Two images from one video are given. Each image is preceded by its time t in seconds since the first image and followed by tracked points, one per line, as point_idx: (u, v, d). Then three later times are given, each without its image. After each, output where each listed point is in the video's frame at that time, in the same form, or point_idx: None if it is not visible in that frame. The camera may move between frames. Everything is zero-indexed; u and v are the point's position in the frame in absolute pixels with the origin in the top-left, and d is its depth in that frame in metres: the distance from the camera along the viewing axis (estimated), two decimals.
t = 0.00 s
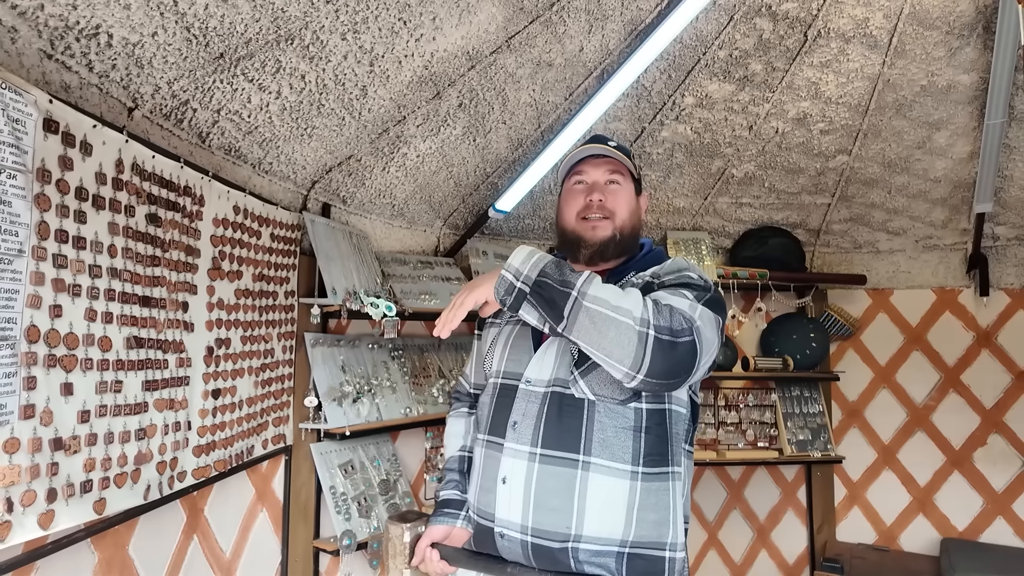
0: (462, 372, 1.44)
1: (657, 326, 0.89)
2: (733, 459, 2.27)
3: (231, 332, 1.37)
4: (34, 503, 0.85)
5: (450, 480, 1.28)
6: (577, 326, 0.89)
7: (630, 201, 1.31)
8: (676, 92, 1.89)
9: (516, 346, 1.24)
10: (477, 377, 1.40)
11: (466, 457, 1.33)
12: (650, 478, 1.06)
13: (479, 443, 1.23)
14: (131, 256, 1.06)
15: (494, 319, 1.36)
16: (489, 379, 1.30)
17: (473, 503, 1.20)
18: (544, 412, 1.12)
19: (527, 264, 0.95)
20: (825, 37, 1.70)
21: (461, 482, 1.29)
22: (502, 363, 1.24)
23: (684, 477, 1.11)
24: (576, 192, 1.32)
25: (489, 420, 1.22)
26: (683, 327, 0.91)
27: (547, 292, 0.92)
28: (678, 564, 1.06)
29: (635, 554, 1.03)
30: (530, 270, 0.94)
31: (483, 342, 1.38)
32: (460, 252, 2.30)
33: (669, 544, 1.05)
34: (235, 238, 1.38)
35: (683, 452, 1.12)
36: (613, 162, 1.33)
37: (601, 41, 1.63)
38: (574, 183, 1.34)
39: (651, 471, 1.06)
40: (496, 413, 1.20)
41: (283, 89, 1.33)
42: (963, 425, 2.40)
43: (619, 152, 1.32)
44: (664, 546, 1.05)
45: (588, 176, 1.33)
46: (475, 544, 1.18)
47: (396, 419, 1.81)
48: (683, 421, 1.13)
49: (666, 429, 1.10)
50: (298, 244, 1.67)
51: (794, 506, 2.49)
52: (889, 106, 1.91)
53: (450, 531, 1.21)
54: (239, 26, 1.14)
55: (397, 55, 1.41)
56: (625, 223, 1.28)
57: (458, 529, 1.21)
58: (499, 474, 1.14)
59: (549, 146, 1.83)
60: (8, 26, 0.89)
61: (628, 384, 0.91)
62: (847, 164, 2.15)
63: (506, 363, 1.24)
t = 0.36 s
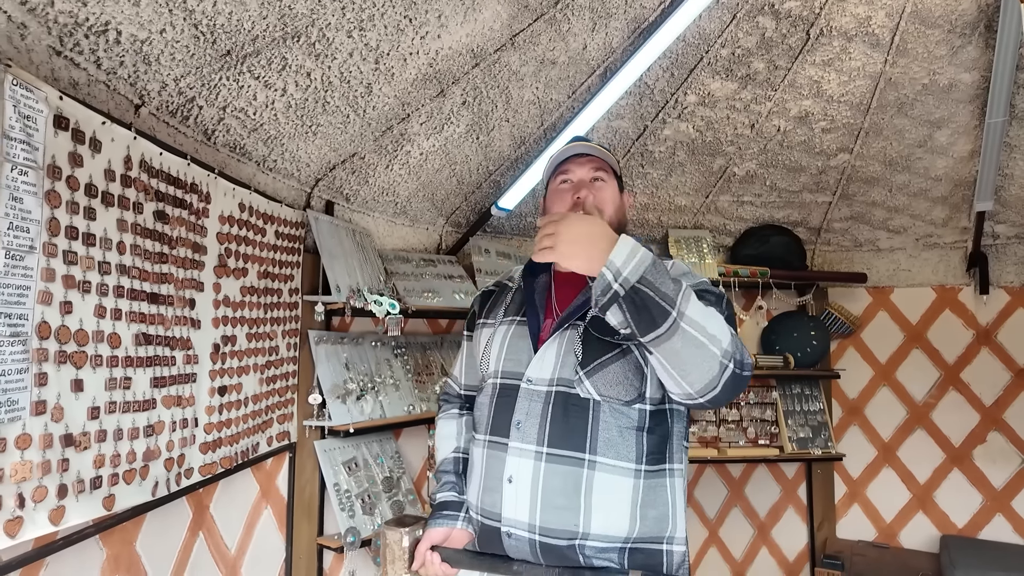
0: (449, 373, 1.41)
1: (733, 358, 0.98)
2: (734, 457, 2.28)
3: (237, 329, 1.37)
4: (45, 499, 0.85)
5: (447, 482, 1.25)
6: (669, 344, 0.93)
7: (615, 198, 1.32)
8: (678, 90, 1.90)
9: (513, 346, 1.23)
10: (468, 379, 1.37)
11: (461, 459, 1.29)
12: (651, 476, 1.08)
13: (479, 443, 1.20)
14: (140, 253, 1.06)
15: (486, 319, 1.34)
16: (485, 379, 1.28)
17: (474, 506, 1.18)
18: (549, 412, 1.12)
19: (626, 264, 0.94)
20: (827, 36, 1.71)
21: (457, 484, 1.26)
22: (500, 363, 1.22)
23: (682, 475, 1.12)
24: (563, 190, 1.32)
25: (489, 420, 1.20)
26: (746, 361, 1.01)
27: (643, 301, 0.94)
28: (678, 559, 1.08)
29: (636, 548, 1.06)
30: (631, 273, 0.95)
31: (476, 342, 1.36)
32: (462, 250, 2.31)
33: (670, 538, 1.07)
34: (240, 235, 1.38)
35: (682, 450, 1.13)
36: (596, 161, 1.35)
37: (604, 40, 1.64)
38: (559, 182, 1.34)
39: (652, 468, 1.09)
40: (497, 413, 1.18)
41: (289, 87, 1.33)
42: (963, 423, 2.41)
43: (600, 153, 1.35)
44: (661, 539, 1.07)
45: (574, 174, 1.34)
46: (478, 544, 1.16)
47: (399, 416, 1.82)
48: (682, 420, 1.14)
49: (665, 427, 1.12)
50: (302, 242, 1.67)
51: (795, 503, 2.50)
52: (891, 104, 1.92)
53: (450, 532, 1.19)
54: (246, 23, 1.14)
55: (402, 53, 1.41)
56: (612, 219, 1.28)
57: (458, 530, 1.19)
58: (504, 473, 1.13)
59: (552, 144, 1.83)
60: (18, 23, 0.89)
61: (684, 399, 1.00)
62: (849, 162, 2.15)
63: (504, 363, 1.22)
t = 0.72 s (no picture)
0: (433, 378, 1.40)
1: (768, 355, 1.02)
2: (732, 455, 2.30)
3: (242, 329, 1.39)
4: (57, 496, 0.87)
5: (438, 486, 1.25)
6: (736, 335, 0.94)
7: (597, 203, 1.36)
8: (677, 92, 1.92)
9: (508, 349, 1.24)
10: (454, 382, 1.37)
11: (450, 462, 1.29)
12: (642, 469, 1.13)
13: (477, 445, 1.21)
14: (148, 255, 1.08)
15: (475, 323, 1.35)
16: (478, 382, 1.28)
17: (473, 508, 1.19)
18: (551, 412, 1.14)
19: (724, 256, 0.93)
20: (824, 39, 1.73)
21: (449, 486, 1.25)
22: (494, 367, 1.24)
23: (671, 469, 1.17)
24: (548, 196, 1.37)
25: (485, 423, 1.22)
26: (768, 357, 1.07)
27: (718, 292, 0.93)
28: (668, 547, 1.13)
29: (631, 538, 1.10)
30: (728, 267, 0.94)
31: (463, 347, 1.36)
32: (462, 250, 2.33)
33: (664, 528, 1.12)
34: (245, 236, 1.40)
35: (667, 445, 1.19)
36: (580, 168, 1.40)
37: (604, 43, 1.66)
38: (545, 189, 1.40)
39: (642, 462, 1.14)
40: (496, 415, 1.20)
41: (293, 90, 1.35)
42: (958, 422, 2.43)
43: (583, 159, 1.41)
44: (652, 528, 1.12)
45: (558, 180, 1.39)
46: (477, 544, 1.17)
47: (401, 415, 1.84)
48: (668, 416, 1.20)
49: (651, 423, 1.16)
50: (305, 243, 1.69)
51: (792, 501, 2.53)
52: (887, 106, 1.94)
53: (444, 536, 1.18)
54: (252, 29, 1.16)
55: (405, 57, 1.43)
56: (595, 222, 1.32)
57: (452, 533, 1.19)
58: (506, 473, 1.15)
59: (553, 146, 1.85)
60: (30, 30, 0.91)
61: (715, 386, 1.00)
62: (845, 163, 2.17)
63: (500, 367, 1.23)
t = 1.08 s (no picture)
0: (413, 380, 1.39)
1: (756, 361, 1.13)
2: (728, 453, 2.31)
3: (238, 328, 1.40)
4: (55, 493, 0.88)
5: (423, 488, 1.25)
6: (739, 390, 1.02)
7: (572, 209, 1.40)
8: (673, 92, 1.93)
9: (493, 350, 1.25)
10: (435, 384, 1.37)
11: (435, 463, 1.29)
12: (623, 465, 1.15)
13: (463, 446, 1.22)
14: (145, 255, 1.09)
15: (457, 324, 1.35)
16: (462, 383, 1.28)
17: (461, 508, 1.20)
18: (537, 410, 1.16)
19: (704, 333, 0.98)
20: (819, 39, 1.74)
21: (435, 487, 1.26)
22: (480, 368, 1.25)
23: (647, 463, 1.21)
24: (526, 202, 1.40)
25: (472, 423, 1.23)
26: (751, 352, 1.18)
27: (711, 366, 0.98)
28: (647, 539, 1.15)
29: (614, 532, 1.12)
30: (706, 342, 0.99)
31: (444, 349, 1.36)
32: (460, 249, 2.33)
33: (644, 520, 1.15)
34: (242, 236, 1.41)
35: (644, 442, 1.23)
36: (556, 173, 1.43)
37: (600, 43, 1.67)
38: (522, 195, 1.42)
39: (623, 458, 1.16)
40: (483, 415, 1.21)
41: (289, 90, 1.36)
42: (953, 419, 2.45)
43: (559, 165, 1.44)
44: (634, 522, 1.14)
45: (535, 186, 1.42)
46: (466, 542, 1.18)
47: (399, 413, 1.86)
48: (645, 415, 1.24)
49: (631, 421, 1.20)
50: (302, 242, 1.70)
51: (788, 498, 2.54)
52: (882, 106, 1.94)
53: (431, 536, 1.20)
54: (248, 30, 1.17)
55: (401, 57, 1.44)
56: (571, 228, 1.35)
57: (439, 533, 1.20)
58: (495, 472, 1.16)
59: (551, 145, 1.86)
60: (27, 32, 0.91)
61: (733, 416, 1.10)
62: (841, 162, 2.18)
63: (486, 366, 1.24)
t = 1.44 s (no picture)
0: (398, 378, 1.39)
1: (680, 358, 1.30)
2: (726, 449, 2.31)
3: (236, 323, 1.40)
4: (51, 485, 0.88)
5: (414, 481, 1.24)
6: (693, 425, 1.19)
7: (554, 205, 1.40)
8: (671, 88, 1.92)
9: (482, 349, 1.25)
10: (422, 383, 1.36)
11: (424, 458, 1.29)
12: (610, 457, 1.19)
13: (454, 442, 1.23)
14: (141, 248, 1.09)
15: (445, 323, 1.35)
16: (453, 381, 1.27)
17: (453, 503, 1.21)
18: (529, 407, 1.18)
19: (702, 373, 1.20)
20: (817, 34, 1.74)
21: (425, 481, 1.25)
22: (470, 367, 1.25)
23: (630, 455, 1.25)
24: (507, 201, 1.39)
25: (462, 421, 1.23)
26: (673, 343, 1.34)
27: (692, 399, 1.14)
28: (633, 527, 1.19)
29: (603, 523, 1.14)
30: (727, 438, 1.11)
31: (432, 347, 1.36)
32: (458, 246, 2.33)
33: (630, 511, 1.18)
34: (239, 231, 1.41)
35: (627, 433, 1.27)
36: (536, 171, 1.43)
37: (598, 38, 1.67)
38: (503, 193, 1.42)
39: (610, 451, 1.19)
40: (474, 412, 1.22)
41: (286, 85, 1.36)
42: (951, 416, 2.45)
43: (538, 163, 1.43)
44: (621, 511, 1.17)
45: (516, 185, 1.41)
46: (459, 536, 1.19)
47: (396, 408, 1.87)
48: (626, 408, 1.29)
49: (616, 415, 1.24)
50: (299, 238, 1.70)
51: (787, 495, 2.54)
52: (881, 102, 1.94)
53: (423, 528, 1.18)
54: (243, 24, 1.17)
55: (398, 52, 1.44)
56: (552, 224, 1.36)
57: (431, 524, 1.19)
58: (488, 468, 1.18)
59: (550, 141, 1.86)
60: (22, 25, 0.91)
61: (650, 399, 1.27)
62: (840, 159, 2.18)
63: (475, 365, 1.24)
